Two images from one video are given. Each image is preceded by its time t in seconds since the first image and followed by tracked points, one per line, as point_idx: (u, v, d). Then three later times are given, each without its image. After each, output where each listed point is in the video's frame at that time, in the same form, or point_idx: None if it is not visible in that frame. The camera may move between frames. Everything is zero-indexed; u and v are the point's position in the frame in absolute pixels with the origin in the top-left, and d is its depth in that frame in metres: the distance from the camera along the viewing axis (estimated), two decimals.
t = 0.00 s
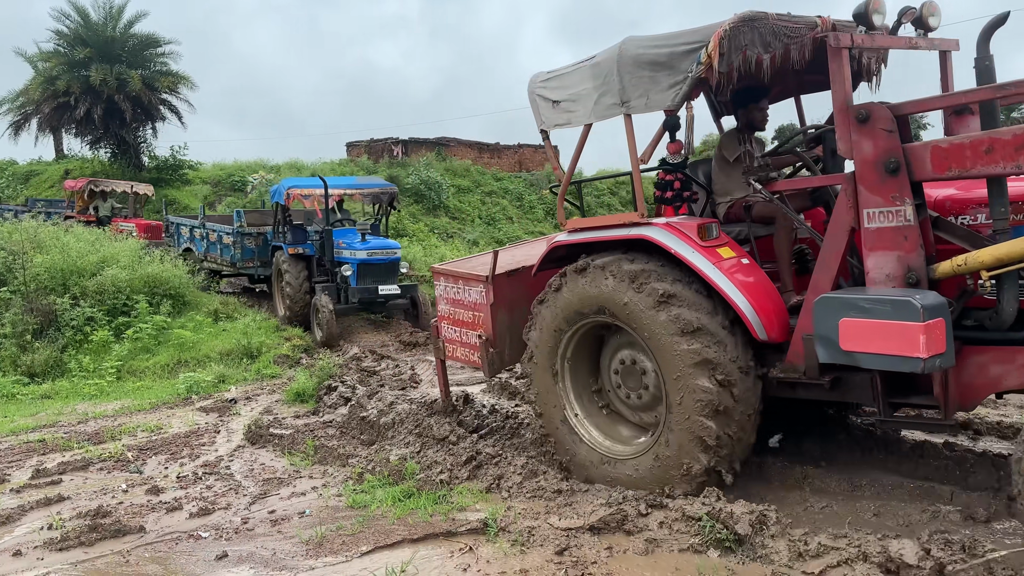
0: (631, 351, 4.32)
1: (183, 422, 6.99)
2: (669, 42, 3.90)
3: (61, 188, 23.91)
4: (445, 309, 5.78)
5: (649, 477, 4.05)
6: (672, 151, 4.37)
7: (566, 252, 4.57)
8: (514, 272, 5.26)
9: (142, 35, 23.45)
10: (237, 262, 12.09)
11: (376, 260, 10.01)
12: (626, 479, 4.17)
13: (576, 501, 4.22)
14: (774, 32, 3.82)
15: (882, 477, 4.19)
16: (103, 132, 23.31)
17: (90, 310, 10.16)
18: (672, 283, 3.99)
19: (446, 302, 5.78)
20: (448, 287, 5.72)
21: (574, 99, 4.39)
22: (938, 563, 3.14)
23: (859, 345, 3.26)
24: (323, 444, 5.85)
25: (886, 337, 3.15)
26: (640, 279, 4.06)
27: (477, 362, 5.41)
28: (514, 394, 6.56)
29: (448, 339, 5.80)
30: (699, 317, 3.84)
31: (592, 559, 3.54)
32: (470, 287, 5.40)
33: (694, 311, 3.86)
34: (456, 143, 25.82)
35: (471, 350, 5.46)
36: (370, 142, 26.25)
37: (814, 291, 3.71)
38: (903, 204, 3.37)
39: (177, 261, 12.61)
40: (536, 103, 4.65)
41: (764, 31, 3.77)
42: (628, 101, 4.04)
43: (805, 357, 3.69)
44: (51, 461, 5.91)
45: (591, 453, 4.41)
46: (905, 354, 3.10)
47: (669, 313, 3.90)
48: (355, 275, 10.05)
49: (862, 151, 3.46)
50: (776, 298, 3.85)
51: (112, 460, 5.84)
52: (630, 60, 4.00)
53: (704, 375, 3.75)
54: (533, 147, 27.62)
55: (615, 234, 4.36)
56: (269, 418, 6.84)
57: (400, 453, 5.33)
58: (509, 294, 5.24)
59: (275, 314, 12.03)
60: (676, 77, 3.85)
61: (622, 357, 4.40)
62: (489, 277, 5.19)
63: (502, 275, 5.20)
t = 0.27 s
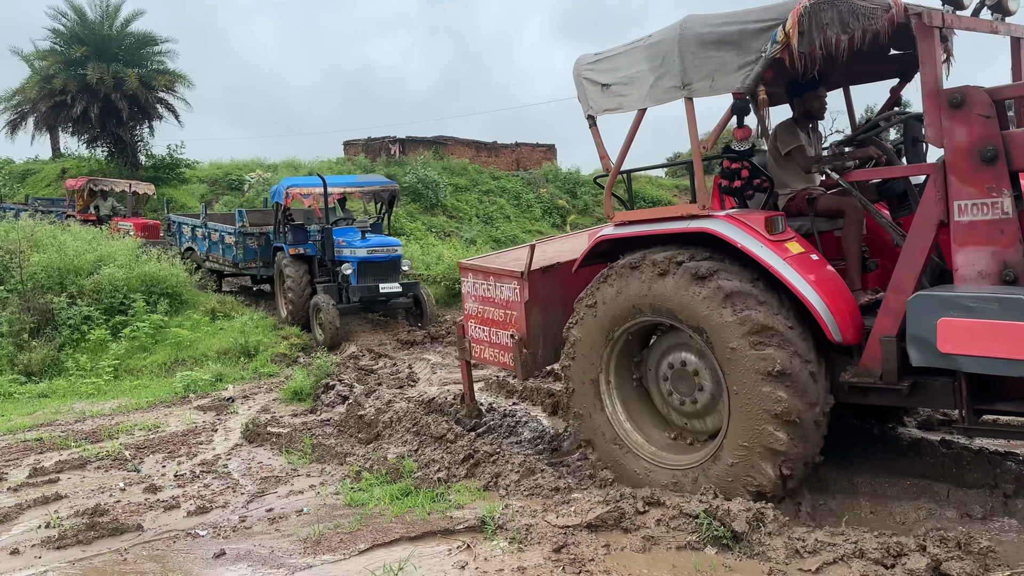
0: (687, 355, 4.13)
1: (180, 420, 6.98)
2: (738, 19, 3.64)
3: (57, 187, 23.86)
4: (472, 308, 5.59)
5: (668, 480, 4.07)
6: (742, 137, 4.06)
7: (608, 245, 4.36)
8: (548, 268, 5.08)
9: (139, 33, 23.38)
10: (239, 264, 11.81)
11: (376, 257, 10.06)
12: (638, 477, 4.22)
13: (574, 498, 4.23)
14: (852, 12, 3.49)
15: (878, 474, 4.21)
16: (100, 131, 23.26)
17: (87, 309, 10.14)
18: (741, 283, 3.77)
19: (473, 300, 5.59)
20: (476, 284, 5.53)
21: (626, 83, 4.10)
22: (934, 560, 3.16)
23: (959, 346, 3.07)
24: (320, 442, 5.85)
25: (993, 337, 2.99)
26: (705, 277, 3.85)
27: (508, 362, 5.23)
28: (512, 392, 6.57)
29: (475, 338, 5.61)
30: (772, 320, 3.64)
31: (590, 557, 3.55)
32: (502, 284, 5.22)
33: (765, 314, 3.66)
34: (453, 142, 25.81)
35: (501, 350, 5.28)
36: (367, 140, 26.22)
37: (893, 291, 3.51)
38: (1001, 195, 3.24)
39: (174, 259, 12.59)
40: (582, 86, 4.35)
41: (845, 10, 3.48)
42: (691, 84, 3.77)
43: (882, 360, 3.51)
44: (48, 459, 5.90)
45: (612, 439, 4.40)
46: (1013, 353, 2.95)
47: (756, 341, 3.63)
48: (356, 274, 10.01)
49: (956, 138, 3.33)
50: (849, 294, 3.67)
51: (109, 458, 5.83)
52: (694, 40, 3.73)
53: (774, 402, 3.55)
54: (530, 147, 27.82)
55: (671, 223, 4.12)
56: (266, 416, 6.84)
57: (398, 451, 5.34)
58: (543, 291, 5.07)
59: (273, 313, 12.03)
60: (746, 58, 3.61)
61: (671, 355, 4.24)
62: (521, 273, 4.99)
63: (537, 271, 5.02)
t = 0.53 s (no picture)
0: (750, 364, 3.79)
1: (179, 419, 6.98)
2: None
3: (55, 186, 23.82)
4: (496, 309, 5.28)
5: (675, 473, 4.04)
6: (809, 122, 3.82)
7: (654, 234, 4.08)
8: (581, 266, 4.80)
9: (136, 32, 23.35)
10: (240, 263, 11.65)
11: (379, 257, 9.87)
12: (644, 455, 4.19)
13: (574, 495, 4.24)
14: None
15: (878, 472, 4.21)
16: (97, 129, 23.21)
17: (85, 308, 10.13)
18: (819, 287, 3.47)
19: (497, 301, 5.28)
20: (500, 283, 5.22)
21: (675, 65, 3.78)
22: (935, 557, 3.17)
23: None
24: (319, 441, 5.85)
25: None
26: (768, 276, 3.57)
27: (537, 366, 4.95)
28: (511, 391, 6.56)
29: (500, 341, 5.31)
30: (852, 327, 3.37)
31: (590, 555, 3.55)
32: (531, 284, 4.92)
33: (844, 319, 3.38)
34: (451, 140, 25.79)
35: (530, 353, 4.99)
36: (365, 139, 26.20)
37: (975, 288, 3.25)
38: None
39: (173, 258, 12.58)
40: (623, 70, 4.00)
41: None
42: (752, 66, 3.47)
43: (962, 363, 3.24)
44: (47, 458, 5.89)
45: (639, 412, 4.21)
46: None
47: (850, 391, 3.29)
48: (359, 273, 9.84)
49: None
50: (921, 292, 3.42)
51: (108, 457, 5.83)
52: (758, 17, 3.43)
53: (847, 422, 3.29)
54: (527, 145, 27.90)
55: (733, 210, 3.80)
56: (265, 415, 6.84)
57: (397, 449, 5.34)
58: (576, 291, 4.79)
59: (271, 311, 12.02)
60: (815, 37, 3.32)
61: (725, 356, 3.93)
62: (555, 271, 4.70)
63: (569, 270, 4.73)
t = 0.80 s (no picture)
0: (820, 376, 3.54)
1: (179, 416, 6.98)
2: None
3: (54, 183, 23.81)
4: (522, 309, 4.86)
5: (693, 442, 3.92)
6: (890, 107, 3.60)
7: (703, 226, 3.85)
8: (616, 263, 4.45)
9: (135, 29, 23.31)
10: (245, 259, 11.66)
11: (385, 257, 9.73)
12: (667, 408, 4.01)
13: (574, 492, 4.25)
14: None
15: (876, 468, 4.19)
16: (96, 127, 23.18)
17: (85, 305, 10.12)
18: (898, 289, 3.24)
19: (523, 300, 4.86)
20: (526, 282, 4.81)
21: (732, 45, 3.62)
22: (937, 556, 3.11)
23: None
24: (319, 438, 5.85)
25: None
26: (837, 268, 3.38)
27: (569, 370, 4.54)
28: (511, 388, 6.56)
29: (525, 344, 4.88)
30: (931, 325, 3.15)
31: (590, 552, 3.55)
32: (562, 281, 4.53)
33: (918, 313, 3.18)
34: (450, 138, 25.77)
35: (561, 356, 4.58)
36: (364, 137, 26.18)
37: None
38: None
39: (172, 256, 12.57)
40: (675, 51, 3.84)
41: None
42: (824, 46, 3.31)
43: None
44: (47, 456, 5.89)
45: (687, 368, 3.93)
46: None
47: (925, 475, 3.10)
48: (364, 273, 9.72)
49: None
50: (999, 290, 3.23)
51: (108, 455, 5.82)
52: None
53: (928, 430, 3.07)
54: (527, 143, 27.91)
55: (802, 198, 3.54)
56: (265, 412, 6.84)
57: (397, 447, 5.33)
58: (610, 289, 4.43)
59: (270, 309, 12.02)
60: (894, 14, 3.16)
61: (795, 357, 3.65)
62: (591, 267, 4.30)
63: (605, 266, 4.37)
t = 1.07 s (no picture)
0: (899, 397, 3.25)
1: (179, 413, 6.98)
2: None
3: (55, 180, 23.83)
4: (559, 309, 4.53)
5: (736, 396, 3.59)
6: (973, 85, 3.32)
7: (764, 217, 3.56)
8: (662, 258, 4.15)
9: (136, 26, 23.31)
10: (251, 256, 11.23)
11: (388, 254, 9.66)
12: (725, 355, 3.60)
13: (575, 488, 4.25)
14: None
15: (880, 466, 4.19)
16: (97, 124, 23.17)
17: (85, 302, 10.12)
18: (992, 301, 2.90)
19: (561, 299, 4.53)
20: (564, 280, 4.49)
21: (798, 24, 3.38)
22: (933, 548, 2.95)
23: None
24: (319, 435, 5.85)
25: None
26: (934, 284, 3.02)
27: (611, 373, 4.23)
28: (511, 385, 6.56)
29: (563, 346, 4.56)
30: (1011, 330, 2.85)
31: (590, 548, 3.55)
32: (604, 278, 4.21)
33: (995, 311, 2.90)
34: (451, 135, 25.77)
35: (603, 358, 4.27)
36: (365, 134, 26.18)
37: None
38: None
39: (173, 253, 12.57)
40: (733, 30, 3.54)
41: None
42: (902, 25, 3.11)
43: None
44: (47, 452, 5.89)
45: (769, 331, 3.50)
46: None
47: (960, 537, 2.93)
48: (366, 270, 9.64)
49: None
50: None
51: (108, 451, 5.82)
52: None
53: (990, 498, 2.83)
54: (527, 141, 27.91)
55: (877, 184, 3.21)
56: (265, 409, 6.84)
57: (397, 443, 5.33)
58: (656, 286, 4.13)
59: (271, 306, 12.02)
60: None
61: (883, 363, 3.28)
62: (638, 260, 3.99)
63: (651, 262, 4.07)
